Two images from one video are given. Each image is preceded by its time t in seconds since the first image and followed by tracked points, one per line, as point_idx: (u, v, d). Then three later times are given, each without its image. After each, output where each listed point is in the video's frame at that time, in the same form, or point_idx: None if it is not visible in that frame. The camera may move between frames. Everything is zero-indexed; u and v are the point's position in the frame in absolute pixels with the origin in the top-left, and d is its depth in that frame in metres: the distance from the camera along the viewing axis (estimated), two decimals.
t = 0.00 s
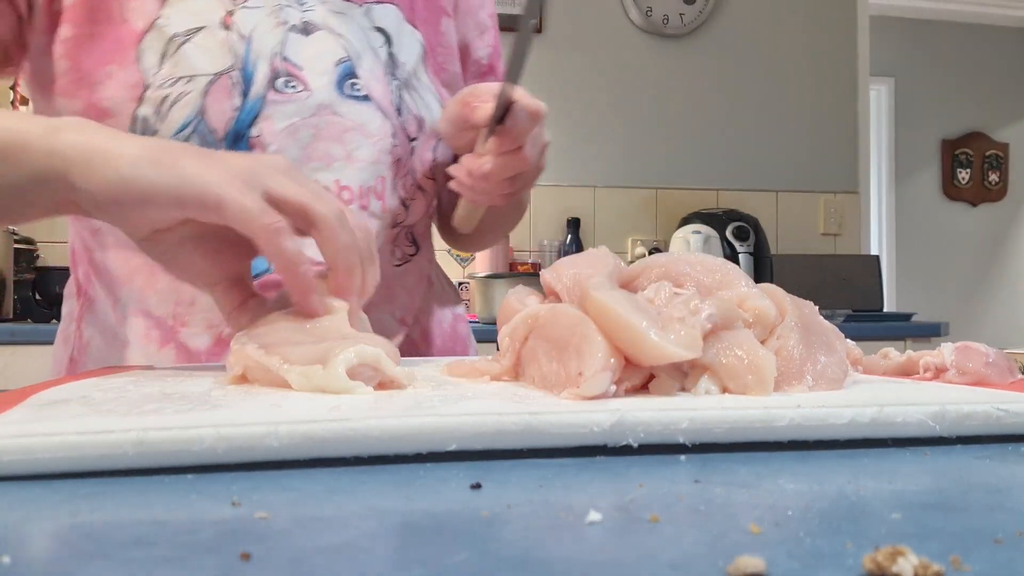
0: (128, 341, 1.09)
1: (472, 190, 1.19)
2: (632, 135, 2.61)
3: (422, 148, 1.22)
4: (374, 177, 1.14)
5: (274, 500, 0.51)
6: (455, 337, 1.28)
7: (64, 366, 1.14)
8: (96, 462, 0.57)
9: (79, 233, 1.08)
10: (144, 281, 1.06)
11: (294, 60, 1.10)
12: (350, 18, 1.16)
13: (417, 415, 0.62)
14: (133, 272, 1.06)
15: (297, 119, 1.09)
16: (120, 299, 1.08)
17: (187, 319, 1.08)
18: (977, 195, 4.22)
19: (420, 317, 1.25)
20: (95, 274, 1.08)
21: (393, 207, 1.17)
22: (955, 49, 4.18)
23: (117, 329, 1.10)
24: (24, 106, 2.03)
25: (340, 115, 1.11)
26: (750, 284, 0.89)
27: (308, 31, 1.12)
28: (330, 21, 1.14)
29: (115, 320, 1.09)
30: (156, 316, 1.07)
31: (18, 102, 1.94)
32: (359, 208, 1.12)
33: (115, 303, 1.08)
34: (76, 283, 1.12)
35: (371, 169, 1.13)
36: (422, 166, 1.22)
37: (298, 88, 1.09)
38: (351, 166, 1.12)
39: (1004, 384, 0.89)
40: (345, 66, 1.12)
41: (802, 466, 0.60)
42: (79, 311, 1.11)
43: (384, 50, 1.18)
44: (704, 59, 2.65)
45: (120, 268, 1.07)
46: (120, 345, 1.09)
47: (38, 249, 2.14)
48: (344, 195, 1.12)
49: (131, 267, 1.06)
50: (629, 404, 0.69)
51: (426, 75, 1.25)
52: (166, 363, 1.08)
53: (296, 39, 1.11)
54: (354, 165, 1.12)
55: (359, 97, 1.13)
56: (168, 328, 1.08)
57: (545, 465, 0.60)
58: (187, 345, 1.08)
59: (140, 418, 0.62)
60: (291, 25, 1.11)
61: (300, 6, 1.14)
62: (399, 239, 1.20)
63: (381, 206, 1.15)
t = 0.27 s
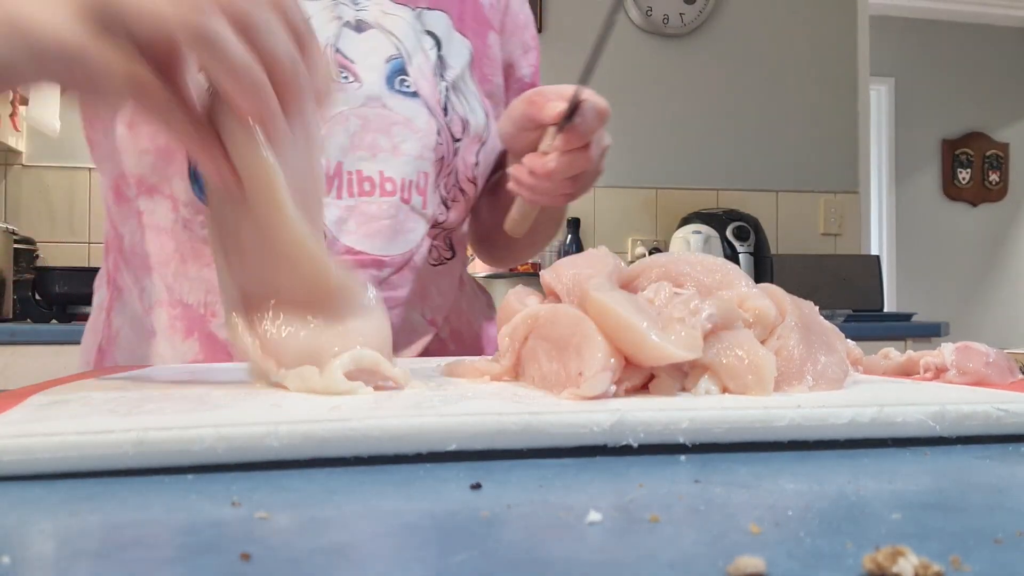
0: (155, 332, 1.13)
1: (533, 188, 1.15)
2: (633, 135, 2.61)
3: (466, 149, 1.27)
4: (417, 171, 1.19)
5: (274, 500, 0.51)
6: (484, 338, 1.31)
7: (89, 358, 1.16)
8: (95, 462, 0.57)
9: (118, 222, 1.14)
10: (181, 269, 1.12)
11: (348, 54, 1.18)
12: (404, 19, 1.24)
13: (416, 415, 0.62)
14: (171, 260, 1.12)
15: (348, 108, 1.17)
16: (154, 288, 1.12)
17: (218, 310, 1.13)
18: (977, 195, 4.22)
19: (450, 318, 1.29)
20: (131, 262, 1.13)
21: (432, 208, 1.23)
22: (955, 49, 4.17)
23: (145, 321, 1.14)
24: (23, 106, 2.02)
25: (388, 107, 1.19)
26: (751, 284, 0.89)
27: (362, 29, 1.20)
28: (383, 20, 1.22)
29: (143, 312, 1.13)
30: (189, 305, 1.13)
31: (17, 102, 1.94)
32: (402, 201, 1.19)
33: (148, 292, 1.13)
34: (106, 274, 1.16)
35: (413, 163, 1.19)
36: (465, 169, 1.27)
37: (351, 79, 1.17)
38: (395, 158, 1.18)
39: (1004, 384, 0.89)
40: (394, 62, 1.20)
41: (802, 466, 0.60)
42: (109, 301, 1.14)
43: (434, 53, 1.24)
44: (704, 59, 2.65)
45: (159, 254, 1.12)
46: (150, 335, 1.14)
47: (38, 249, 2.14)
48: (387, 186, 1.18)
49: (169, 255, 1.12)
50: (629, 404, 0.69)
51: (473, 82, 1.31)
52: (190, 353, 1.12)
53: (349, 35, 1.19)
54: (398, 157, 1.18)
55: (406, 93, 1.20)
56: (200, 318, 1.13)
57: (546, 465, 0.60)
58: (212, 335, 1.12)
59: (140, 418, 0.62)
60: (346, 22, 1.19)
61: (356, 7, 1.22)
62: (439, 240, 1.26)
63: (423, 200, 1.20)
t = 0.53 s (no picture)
0: (160, 329, 1.09)
1: (553, 186, 1.05)
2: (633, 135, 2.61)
3: (482, 156, 1.23)
4: (430, 178, 1.15)
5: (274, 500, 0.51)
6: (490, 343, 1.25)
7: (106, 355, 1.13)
8: (95, 461, 0.57)
9: (128, 222, 1.10)
10: (188, 265, 1.07)
11: (365, 56, 1.14)
12: (426, 23, 1.19)
13: (416, 414, 0.63)
14: (178, 257, 1.08)
15: (362, 112, 1.12)
16: (158, 285, 1.08)
17: (225, 309, 1.07)
18: (977, 195, 4.22)
19: (459, 321, 1.22)
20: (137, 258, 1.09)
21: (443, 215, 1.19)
22: (955, 49, 4.17)
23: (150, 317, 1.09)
24: (23, 106, 2.03)
25: (404, 112, 1.14)
26: (751, 284, 0.89)
27: (381, 33, 1.16)
28: (404, 25, 1.17)
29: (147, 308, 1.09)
30: (194, 303, 1.07)
31: (17, 102, 1.94)
32: (413, 208, 1.14)
33: (153, 290, 1.08)
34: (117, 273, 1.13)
35: (426, 169, 1.15)
36: (479, 175, 1.24)
37: (366, 82, 1.13)
38: (408, 164, 1.14)
39: (1004, 384, 0.89)
40: (413, 67, 1.16)
41: (802, 466, 0.60)
42: (118, 296, 1.10)
43: (454, 58, 1.20)
44: (704, 58, 2.65)
45: (166, 252, 1.08)
46: (158, 334, 1.09)
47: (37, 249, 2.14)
48: (398, 192, 1.13)
49: (177, 252, 1.08)
50: (629, 404, 0.69)
51: (496, 88, 1.26)
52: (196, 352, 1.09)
53: (368, 39, 1.15)
54: (411, 163, 1.14)
55: (423, 99, 1.16)
56: (206, 317, 1.07)
57: (546, 464, 0.60)
58: (218, 334, 1.07)
59: (140, 417, 0.62)
60: (366, 26, 1.15)
61: (375, 9, 1.17)
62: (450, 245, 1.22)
63: (434, 207, 1.17)
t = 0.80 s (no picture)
0: (161, 332, 1.10)
1: (524, 221, 1.16)
2: (634, 135, 2.61)
3: (473, 168, 1.24)
4: (421, 195, 1.16)
5: (274, 500, 0.51)
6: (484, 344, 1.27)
7: (100, 355, 1.13)
8: (95, 461, 0.57)
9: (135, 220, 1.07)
10: (194, 271, 1.08)
11: (358, 72, 1.13)
12: (418, 35, 1.18)
13: (416, 414, 0.62)
14: (184, 263, 1.08)
15: (355, 129, 1.12)
16: (162, 289, 1.08)
17: (230, 313, 1.10)
18: (977, 195, 4.22)
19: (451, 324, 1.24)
20: (141, 261, 1.08)
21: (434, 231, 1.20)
22: (955, 49, 4.17)
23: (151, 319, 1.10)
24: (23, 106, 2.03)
25: (396, 129, 1.14)
26: (751, 284, 0.89)
27: (375, 46, 1.14)
28: (397, 37, 1.16)
29: (149, 310, 1.09)
30: (200, 307, 1.09)
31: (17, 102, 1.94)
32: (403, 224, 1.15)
33: (158, 293, 1.08)
34: (118, 272, 1.12)
35: (417, 185, 1.15)
36: (470, 187, 1.26)
37: (360, 99, 1.12)
38: (400, 181, 1.14)
39: (1004, 385, 0.89)
40: (406, 82, 1.15)
41: (802, 466, 0.60)
42: (119, 299, 1.11)
43: (447, 69, 1.20)
44: (705, 58, 2.65)
45: (172, 258, 1.07)
46: (158, 337, 1.10)
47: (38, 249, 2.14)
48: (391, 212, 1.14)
49: (183, 259, 1.07)
50: (629, 404, 0.69)
51: (486, 96, 1.27)
52: (197, 355, 1.10)
53: (361, 53, 1.13)
54: (404, 180, 1.14)
55: (417, 114, 1.15)
56: (210, 321, 1.10)
57: (547, 465, 0.60)
58: (222, 338, 1.10)
59: (140, 418, 0.62)
60: (359, 39, 1.13)
61: (369, 22, 1.16)
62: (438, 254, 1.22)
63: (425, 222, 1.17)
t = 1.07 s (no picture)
0: (139, 336, 1.07)
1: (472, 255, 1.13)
2: (634, 135, 2.61)
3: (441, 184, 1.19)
4: (388, 217, 1.10)
5: (274, 500, 0.51)
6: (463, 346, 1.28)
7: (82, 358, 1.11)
8: (96, 461, 0.57)
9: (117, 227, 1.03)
10: (174, 274, 1.04)
11: (320, 95, 1.06)
12: (383, 49, 1.11)
13: (416, 414, 0.62)
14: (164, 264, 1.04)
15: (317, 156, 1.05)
16: (140, 291, 1.05)
17: (210, 314, 1.06)
18: (977, 195, 4.22)
19: (431, 325, 1.26)
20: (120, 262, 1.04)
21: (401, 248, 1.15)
22: (955, 49, 4.18)
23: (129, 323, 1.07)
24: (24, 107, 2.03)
25: (361, 153, 1.07)
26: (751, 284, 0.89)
27: (338, 63, 1.07)
28: (362, 53, 1.09)
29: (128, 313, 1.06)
30: (178, 310, 1.05)
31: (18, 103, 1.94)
32: (368, 248, 1.09)
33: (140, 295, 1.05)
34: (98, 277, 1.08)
35: (385, 210, 1.09)
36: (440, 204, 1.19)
37: (321, 124, 1.05)
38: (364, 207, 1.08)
39: (1005, 385, 0.88)
40: (371, 101, 1.08)
41: (802, 466, 0.60)
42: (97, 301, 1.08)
43: (414, 84, 1.14)
44: (705, 58, 2.65)
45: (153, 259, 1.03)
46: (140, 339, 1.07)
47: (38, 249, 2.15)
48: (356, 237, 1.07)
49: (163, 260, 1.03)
50: (629, 404, 0.69)
51: (457, 105, 1.20)
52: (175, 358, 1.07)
53: (325, 72, 1.06)
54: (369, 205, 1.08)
55: (382, 136, 1.09)
56: (187, 322, 1.06)
57: (546, 465, 0.60)
58: (201, 341, 1.07)
59: (141, 418, 0.62)
60: (322, 57, 1.06)
61: (333, 35, 1.08)
62: (406, 265, 1.20)
63: (392, 243, 1.11)
